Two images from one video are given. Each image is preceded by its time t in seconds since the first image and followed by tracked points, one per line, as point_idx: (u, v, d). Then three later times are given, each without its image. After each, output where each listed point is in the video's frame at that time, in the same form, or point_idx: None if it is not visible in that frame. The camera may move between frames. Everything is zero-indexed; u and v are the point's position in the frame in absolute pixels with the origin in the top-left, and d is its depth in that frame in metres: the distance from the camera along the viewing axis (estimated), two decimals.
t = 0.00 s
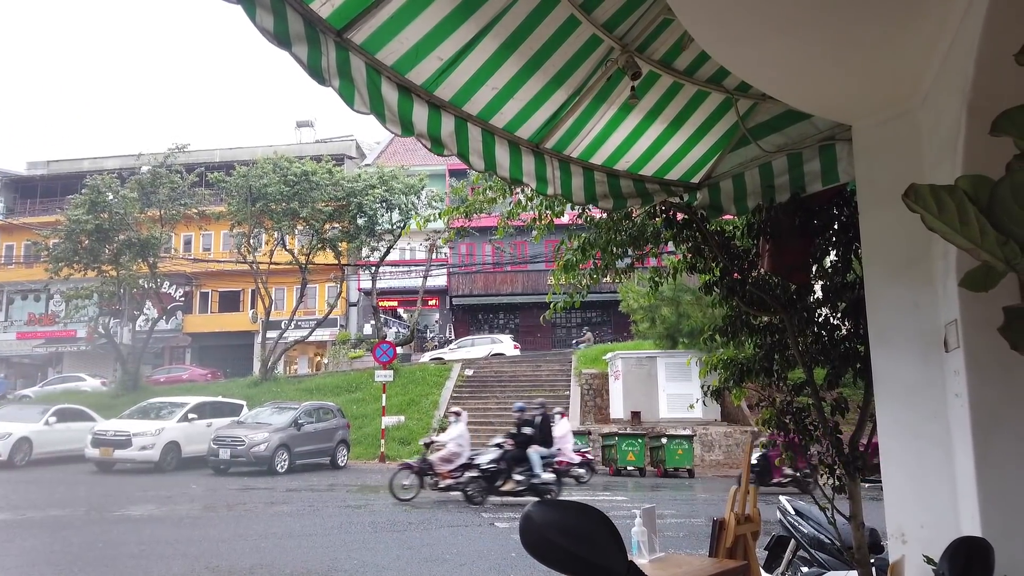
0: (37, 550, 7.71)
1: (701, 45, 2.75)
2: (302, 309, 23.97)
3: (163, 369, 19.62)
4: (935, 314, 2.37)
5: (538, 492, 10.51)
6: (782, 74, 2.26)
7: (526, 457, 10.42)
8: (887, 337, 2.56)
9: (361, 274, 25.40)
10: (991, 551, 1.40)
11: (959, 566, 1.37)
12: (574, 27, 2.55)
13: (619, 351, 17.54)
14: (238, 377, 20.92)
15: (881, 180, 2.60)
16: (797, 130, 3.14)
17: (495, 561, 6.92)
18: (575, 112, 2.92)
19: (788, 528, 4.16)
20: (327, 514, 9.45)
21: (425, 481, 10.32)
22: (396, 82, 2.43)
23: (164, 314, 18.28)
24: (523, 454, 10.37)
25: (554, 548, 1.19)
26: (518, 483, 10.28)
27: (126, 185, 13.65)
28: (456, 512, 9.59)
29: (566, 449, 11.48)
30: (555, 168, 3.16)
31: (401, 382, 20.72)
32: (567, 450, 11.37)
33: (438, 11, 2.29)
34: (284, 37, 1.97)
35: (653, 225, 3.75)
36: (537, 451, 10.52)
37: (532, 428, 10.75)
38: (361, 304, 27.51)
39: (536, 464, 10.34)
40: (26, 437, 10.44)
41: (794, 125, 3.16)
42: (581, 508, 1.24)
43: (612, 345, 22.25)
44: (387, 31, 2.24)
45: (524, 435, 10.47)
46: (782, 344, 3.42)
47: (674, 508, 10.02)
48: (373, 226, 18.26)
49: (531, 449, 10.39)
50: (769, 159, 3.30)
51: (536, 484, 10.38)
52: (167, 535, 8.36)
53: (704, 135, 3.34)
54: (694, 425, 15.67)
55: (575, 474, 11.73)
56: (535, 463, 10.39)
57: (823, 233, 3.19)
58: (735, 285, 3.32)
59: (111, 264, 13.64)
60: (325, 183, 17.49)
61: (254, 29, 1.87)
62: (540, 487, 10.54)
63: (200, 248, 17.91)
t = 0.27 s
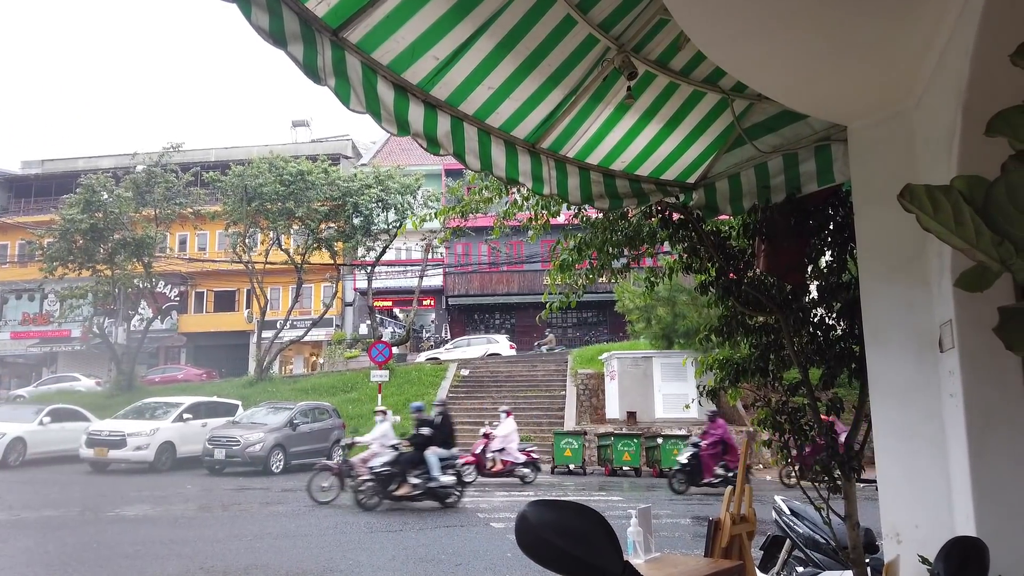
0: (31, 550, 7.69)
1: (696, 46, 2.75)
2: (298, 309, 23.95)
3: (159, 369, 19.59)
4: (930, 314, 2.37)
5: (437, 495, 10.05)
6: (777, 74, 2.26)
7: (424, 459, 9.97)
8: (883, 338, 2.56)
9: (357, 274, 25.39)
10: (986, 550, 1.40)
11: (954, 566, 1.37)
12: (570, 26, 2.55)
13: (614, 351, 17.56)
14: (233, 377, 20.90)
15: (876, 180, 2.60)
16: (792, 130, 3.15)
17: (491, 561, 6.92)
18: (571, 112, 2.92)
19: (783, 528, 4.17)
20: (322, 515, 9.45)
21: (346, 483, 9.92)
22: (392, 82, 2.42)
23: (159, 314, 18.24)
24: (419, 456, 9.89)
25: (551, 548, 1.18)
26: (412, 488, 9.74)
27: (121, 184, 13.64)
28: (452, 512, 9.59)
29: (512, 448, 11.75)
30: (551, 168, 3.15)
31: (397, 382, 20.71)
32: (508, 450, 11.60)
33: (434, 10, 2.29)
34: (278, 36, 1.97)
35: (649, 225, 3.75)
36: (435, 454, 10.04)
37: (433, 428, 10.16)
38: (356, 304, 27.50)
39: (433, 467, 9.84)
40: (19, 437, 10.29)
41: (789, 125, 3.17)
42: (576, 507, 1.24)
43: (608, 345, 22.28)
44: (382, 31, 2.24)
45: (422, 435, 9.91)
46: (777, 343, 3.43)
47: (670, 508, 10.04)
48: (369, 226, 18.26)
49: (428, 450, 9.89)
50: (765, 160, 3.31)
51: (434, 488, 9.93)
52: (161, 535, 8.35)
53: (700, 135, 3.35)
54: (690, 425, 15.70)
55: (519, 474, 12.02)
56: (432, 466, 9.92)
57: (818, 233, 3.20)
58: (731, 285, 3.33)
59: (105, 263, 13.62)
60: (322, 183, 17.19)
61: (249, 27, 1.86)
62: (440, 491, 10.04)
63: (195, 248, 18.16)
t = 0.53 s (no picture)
0: (24, 551, 7.66)
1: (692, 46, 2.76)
2: (294, 309, 23.91)
3: (154, 369, 19.52)
4: (925, 314, 2.38)
5: (324, 499, 9.71)
6: (772, 74, 2.27)
7: (307, 461, 9.56)
8: (877, 337, 2.57)
9: (353, 274, 25.35)
10: (981, 550, 1.41)
11: (949, 565, 1.37)
12: (566, 27, 2.56)
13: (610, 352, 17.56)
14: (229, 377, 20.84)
15: (871, 181, 2.61)
16: (788, 131, 3.16)
17: (487, 561, 6.91)
18: (567, 112, 2.92)
19: (779, 528, 4.17)
20: (318, 515, 9.43)
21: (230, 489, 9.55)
22: (387, 82, 2.42)
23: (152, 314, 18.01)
24: (301, 458, 9.48)
25: (549, 549, 1.18)
26: (295, 491, 9.40)
27: (116, 185, 13.60)
28: (448, 512, 9.59)
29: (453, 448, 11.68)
30: (547, 168, 3.15)
31: (393, 382, 20.69)
32: (450, 450, 11.60)
33: (430, 10, 2.29)
34: (274, 36, 1.96)
35: (644, 226, 3.76)
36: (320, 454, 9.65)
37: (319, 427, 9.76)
38: (352, 304, 27.46)
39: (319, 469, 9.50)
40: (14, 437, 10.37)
41: (784, 126, 3.18)
42: (574, 507, 1.24)
43: (604, 345, 22.28)
44: (378, 31, 2.23)
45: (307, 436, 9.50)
46: (773, 344, 3.43)
47: (665, 508, 10.05)
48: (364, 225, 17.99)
49: (312, 452, 9.50)
50: (760, 161, 3.31)
51: (319, 491, 9.57)
52: (156, 536, 8.33)
53: (695, 136, 3.35)
54: (685, 425, 15.70)
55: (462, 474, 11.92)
56: (316, 468, 9.56)
57: (813, 234, 3.21)
58: (726, 285, 3.34)
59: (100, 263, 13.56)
60: (316, 183, 17.20)
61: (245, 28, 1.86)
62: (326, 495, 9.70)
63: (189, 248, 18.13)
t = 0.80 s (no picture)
0: (23, 551, 7.66)
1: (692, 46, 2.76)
2: (293, 309, 23.92)
3: (153, 369, 19.52)
4: (926, 313, 2.38)
5: (193, 502, 9.44)
6: (773, 74, 2.27)
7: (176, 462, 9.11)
8: (877, 337, 2.57)
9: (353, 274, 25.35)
10: (984, 549, 1.41)
11: (951, 565, 1.37)
12: (567, 26, 2.55)
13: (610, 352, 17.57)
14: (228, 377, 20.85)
15: (871, 181, 2.61)
16: (788, 131, 3.16)
17: (487, 561, 6.92)
18: (567, 113, 2.92)
19: (779, 528, 4.16)
20: (318, 515, 9.43)
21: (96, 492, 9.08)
22: (388, 81, 2.42)
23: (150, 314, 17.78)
24: (167, 459, 9.08)
25: (552, 548, 1.18)
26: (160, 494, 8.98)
27: (115, 185, 13.60)
28: (448, 512, 9.60)
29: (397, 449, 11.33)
30: (548, 168, 3.15)
31: (392, 382, 20.71)
32: (394, 450, 11.19)
33: (431, 10, 2.29)
34: (275, 35, 1.96)
35: (645, 225, 3.76)
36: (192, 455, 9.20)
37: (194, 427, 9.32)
38: (351, 304, 27.46)
39: (189, 470, 9.09)
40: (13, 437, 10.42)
41: (785, 126, 3.18)
42: (577, 506, 1.24)
43: (603, 345, 22.30)
44: (379, 31, 2.23)
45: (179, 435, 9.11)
46: (773, 344, 3.43)
47: (665, 508, 10.06)
48: (364, 225, 17.98)
49: (182, 453, 9.04)
50: (760, 160, 3.31)
51: (187, 494, 9.20)
52: (155, 536, 8.33)
53: (695, 136, 3.35)
54: (685, 425, 15.72)
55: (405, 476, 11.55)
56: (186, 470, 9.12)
57: (814, 234, 3.20)
58: (727, 285, 3.34)
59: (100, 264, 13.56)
60: (316, 183, 17.22)
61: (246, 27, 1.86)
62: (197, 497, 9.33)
63: (188, 248, 18.14)
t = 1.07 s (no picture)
0: (23, 551, 7.66)
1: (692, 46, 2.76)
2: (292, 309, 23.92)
3: (152, 369, 19.51)
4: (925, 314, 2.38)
5: (43, 508, 9.11)
6: (773, 75, 2.27)
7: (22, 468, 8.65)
8: (878, 337, 2.57)
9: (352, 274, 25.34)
10: (983, 550, 1.41)
11: (951, 565, 1.37)
12: (567, 26, 2.55)
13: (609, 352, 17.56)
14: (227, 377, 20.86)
15: (871, 182, 2.62)
16: (788, 131, 3.16)
17: (487, 561, 6.92)
18: (567, 114, 2.93)
19: (779, 528, 4.16)
20: (317, 515, 9.44)
21: None
22: (389, 81, 2.42)
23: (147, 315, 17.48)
24: (14, 463, 8.52)
25: (553, 546, 1.18)
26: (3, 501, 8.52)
27: (115, 185, 13.57)
28: (447, 512, 9.60)
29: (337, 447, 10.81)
30: (548, 168, 3.16)
31: (392, 382, 20.71)
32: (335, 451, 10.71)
33: (432, 11, 2.29)
34: (275, 36, 1.96)
35: (645, 225, 3.76)
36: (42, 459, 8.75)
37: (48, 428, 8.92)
38: (351, 304, 27.46)
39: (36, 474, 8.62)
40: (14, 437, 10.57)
41: (785, 126, 3.18)
42: (578, 507, 1.24)
43: (603, 345, 22.29)
44: (379, 31, 2.24)
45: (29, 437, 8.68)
46: (773, 344, 3.43)
47: (664, 509, 10.05)
48: (364, 226, 18.16)
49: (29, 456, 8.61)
50: (760, 161, 3.32)
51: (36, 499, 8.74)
52: (155, 535, 8.34)
53: (695, 137, 3.35)
54: (684, 425, 15.71)
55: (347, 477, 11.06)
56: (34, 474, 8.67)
57: (814, 234, 3.20)
58: (727, 285, 3.34)
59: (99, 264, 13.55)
60: (316, 183, 17.22)
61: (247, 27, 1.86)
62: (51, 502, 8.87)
63: (188, 248, 18.14)
